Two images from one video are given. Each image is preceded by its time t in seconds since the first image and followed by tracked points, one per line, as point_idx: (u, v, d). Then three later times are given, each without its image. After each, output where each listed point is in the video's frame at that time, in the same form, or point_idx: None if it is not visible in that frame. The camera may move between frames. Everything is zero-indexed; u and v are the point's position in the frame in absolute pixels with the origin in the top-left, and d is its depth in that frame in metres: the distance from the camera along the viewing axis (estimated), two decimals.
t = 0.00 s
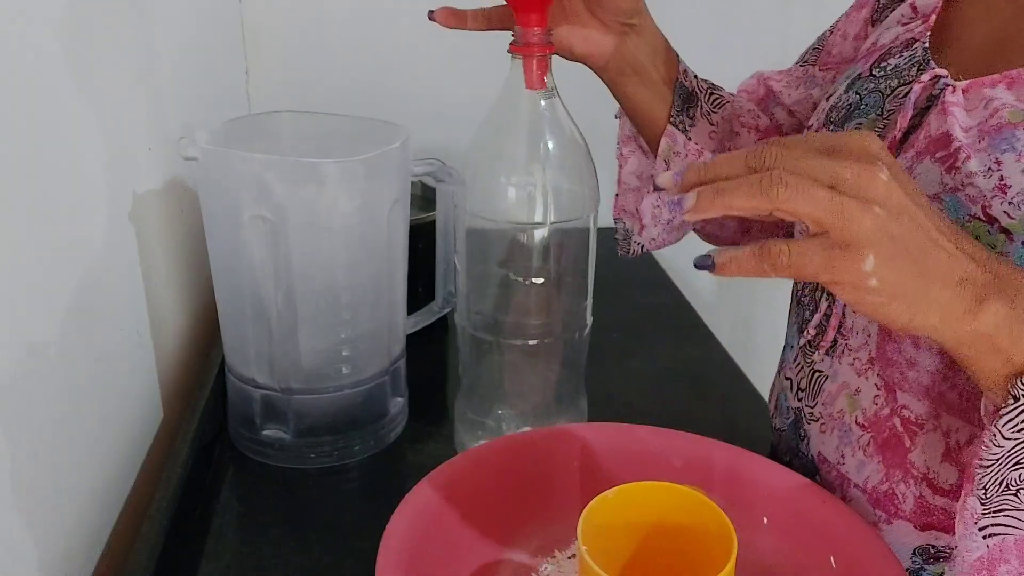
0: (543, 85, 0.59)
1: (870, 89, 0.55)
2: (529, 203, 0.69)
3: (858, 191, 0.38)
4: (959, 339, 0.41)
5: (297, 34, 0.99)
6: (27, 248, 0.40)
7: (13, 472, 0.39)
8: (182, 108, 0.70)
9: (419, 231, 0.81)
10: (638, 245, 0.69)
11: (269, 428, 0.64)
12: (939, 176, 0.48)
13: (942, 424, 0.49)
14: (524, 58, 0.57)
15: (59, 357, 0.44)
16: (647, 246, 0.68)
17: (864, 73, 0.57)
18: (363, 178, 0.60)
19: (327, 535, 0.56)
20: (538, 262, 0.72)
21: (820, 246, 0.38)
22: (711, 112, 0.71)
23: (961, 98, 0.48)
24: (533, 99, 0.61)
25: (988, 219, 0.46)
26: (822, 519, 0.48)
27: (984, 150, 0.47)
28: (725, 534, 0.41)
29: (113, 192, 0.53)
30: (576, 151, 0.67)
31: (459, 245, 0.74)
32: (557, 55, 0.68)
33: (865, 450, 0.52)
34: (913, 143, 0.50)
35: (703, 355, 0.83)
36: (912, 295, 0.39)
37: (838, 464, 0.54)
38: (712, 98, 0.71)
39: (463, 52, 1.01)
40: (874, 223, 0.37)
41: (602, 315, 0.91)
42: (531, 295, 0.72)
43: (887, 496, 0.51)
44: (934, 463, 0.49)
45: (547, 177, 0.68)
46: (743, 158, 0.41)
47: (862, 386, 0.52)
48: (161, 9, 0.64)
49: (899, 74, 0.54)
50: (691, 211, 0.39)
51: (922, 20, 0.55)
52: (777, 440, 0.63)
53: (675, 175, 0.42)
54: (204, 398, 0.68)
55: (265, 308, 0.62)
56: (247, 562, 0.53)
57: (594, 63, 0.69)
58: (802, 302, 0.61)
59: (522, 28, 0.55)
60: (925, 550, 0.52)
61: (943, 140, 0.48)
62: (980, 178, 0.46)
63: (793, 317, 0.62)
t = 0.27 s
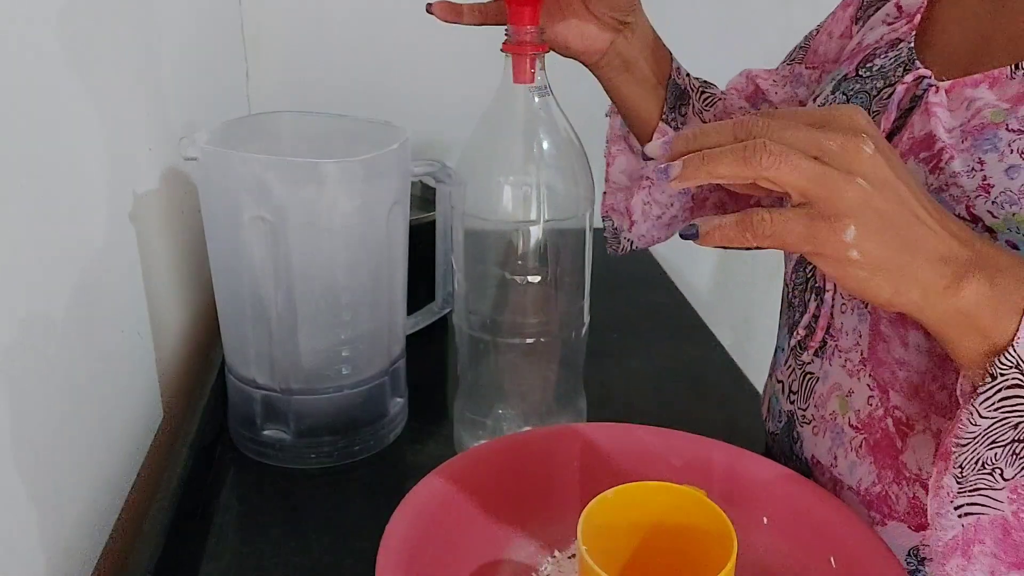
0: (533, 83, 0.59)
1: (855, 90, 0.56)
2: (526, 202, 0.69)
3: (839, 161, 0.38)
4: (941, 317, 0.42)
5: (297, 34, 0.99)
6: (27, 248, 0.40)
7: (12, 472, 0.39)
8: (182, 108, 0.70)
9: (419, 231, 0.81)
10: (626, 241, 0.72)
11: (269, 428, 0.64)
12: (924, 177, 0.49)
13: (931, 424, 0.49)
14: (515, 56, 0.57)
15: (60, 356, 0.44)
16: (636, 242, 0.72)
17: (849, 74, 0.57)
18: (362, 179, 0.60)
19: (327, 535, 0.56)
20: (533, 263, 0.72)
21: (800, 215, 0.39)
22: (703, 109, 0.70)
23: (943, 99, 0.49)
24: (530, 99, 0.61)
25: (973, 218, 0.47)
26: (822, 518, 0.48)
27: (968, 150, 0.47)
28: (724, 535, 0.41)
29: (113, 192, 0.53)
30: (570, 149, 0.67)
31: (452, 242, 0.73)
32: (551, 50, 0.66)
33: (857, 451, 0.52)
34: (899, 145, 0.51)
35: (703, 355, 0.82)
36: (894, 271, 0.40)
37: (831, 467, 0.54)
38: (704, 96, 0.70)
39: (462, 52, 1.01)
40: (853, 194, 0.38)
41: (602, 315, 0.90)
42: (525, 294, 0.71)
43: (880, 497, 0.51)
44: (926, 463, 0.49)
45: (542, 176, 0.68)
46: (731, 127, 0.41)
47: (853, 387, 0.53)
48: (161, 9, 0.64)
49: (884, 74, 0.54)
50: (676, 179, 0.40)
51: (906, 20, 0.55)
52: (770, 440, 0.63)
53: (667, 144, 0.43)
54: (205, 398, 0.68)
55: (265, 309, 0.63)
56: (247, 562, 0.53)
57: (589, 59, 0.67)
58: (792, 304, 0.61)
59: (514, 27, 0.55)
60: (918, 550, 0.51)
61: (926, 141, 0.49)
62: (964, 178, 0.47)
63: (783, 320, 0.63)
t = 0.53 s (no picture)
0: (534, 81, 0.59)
1: (850, 92, 0.56)
2: (524, 201, 0.67)
3: (842, 154, 0.37)
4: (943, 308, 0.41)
5: (297, 33, 0.99)
6: (27, 246, 0.40)
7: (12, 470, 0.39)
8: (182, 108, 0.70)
9: (419, 231, 0.81)
10: (628, 243, 0.71)
11: (269, 428, 0.64)
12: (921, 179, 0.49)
13: (930, 426, 0.49)
14: (518, 55, 0.57)
15: (60, 355, 0.44)
16: (637, 244, 0.71)
17: (843, 76, 0.57)
18: (362, 178, 0.60)
19: (327, 534, 0.56)
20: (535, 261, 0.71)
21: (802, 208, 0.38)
22: (701, 110, 0.70)
23: (938, 101, 0.49)
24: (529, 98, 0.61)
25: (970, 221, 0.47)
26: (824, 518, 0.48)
27: (964, 152, 0.47)
28: (725, 535, 0.41)
29: (113, 192, 0.53)
30: (570, 148, 0.66)
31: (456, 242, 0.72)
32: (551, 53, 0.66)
33: (855, 453, 0.52)
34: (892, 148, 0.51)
35: (702, 356, 0.82)
36: (895, 263, 0.39)
37: (829, 469, 0.54)
38: (703, 98, 0.70)
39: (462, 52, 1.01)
40: (857, 187, 0.37)
41: (602, 315, 0.90)
42: (526, 294, 0.71)
43: (877, 499, 0.51)
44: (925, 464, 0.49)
45: (544, 175, 0.66)
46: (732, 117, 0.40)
47: (847, 390, 0.53)
48: (161, 8, 0.64)
49: (879, 76, 0.54)
50: (677, 173, 0.39)
51: (899, 21, 0.56)
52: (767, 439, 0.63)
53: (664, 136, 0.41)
54: (205, 398, 0.68)
55: (266, 309, 0.62)
56: (247, 562, 0.53)
57: (587, 63, 0.67)
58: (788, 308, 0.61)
59: (518, 25, 0.55)
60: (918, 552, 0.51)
61: (922, 143, 0.49)
62: (961, 180, 0.47)
63: (779, 322, 0.63)
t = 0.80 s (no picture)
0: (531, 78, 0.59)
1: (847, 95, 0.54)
2: (524, 201, 0.66)
3: (847, 87, 0.35)
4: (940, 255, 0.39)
5: (297, 33, 0.99)
6: (27, 246, 0.40)
7: (12, 470, 0.39)
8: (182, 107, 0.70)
9: (419, 231, 0.81)
10: (623, 237, 0.72)
11: (269, 428, 0.64)
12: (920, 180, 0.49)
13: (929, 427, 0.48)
14: (517, 55, 0.57)
15: (60, 355, 0.44)
16: (632, 239, 0.72)
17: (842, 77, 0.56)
18: (362, 178, 0.60)
19: (327, 534, 0.56)
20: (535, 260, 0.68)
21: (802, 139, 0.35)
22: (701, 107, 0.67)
23: (937, 101, 0.48)
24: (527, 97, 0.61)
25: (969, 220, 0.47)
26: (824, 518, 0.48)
27: (961, 151, 0.47)
28: (725, 535, 0.41)
29: (113, 192, 0.53)
30: (569, 148, 0.66)
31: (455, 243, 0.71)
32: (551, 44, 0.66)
33: (854, 454, 0.52)
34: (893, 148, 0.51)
35: (702, 356, 0.82)
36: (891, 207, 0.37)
37: (829, 469, 0.54)
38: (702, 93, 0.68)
39: (462, 52, 1.01)
40: (857, 123, 0.35)
41: (603, 315, 0.90)
42: (526, 293, 0.67)
43: (877, 500, 0.51)
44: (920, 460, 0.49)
45: (542, 173, 0.66)
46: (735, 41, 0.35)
47: (847, 391, 0.53)
48: (161, 8, 0.64)
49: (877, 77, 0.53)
50: (679, 96, 0.35)
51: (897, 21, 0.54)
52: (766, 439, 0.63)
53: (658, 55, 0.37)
54: (205, 398, 0.68)
55: (266, 308, 0.62)
56: (247, 562, 0.53)
57: (590, 52, 0.67)
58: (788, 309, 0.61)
59: (517, 24, 0.56)
60: (918, 553, 0.51)
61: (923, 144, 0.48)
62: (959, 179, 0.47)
63: (779, 324, 0.63)
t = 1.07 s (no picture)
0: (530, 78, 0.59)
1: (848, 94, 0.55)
2: (523, 201, 0.65)
3: (850, 86, 0.36)
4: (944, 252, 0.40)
5: (296, 33, 0.99)
6: (27, 245, 0.40)
7: (13, 469, 0.39)
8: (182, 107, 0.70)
9: (419, 231, 0.81)
10: (624, 237, 0.71)
11: (269, 428, 0.64)
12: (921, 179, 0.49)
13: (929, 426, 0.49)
14: (516, 56, 0.58)
15: (60, 355, 0.44)
16: (633, 239, 0.71)
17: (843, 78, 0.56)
18: (362, 178, 0.60)
19: (327, 534, 0.56)
20: (535, 262, 0.67)
21: (805, 138, 0.37)
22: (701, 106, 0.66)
23: (937, 99, 0.48)
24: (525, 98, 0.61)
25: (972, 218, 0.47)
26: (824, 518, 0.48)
27: (962, 149, 0.48)
28: (724, 535, 0.41)
29: (113, 192, 0.53)
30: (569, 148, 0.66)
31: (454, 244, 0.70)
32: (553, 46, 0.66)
33: (854, 455, 0.52)
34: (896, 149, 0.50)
35: (702, 356, 0.82)
36: (895, 204, 0.38)
37: (829, 470, 0.54)
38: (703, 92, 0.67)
39: (462, 52, 1.01)
40: (860, 122, 0.36)
41: (603, 315, 0.90)
42: (525, 295, 0.68)
43: (876, 501, 0.51)
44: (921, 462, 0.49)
45: (542, 176, 0.65)
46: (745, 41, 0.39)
47: (846, 391, 0.53)
48: (161, 8, 0.64)
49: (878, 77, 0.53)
50: (683, 94, 0.38)
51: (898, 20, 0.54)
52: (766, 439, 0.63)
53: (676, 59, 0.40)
54: (205, 398, 0.68)
55: (265, 309, 0.62)
56: (247, 562, 0.53)
57: (590, 55, 0.67)
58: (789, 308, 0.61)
59: (516, 25, 0.56)
60: (917, 553, 0.51)
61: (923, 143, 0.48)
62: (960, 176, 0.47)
63: (778, 323, 0.63)
